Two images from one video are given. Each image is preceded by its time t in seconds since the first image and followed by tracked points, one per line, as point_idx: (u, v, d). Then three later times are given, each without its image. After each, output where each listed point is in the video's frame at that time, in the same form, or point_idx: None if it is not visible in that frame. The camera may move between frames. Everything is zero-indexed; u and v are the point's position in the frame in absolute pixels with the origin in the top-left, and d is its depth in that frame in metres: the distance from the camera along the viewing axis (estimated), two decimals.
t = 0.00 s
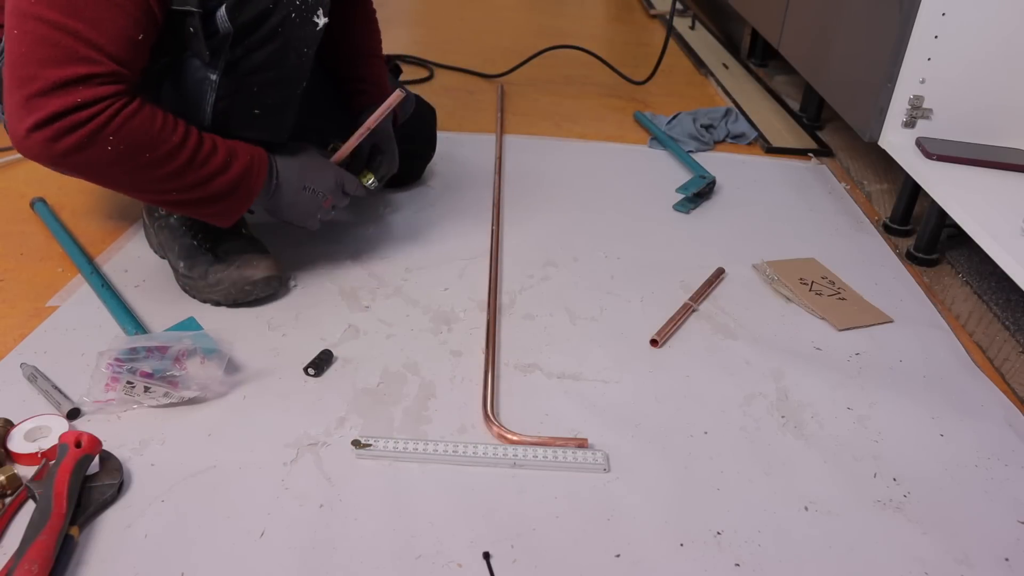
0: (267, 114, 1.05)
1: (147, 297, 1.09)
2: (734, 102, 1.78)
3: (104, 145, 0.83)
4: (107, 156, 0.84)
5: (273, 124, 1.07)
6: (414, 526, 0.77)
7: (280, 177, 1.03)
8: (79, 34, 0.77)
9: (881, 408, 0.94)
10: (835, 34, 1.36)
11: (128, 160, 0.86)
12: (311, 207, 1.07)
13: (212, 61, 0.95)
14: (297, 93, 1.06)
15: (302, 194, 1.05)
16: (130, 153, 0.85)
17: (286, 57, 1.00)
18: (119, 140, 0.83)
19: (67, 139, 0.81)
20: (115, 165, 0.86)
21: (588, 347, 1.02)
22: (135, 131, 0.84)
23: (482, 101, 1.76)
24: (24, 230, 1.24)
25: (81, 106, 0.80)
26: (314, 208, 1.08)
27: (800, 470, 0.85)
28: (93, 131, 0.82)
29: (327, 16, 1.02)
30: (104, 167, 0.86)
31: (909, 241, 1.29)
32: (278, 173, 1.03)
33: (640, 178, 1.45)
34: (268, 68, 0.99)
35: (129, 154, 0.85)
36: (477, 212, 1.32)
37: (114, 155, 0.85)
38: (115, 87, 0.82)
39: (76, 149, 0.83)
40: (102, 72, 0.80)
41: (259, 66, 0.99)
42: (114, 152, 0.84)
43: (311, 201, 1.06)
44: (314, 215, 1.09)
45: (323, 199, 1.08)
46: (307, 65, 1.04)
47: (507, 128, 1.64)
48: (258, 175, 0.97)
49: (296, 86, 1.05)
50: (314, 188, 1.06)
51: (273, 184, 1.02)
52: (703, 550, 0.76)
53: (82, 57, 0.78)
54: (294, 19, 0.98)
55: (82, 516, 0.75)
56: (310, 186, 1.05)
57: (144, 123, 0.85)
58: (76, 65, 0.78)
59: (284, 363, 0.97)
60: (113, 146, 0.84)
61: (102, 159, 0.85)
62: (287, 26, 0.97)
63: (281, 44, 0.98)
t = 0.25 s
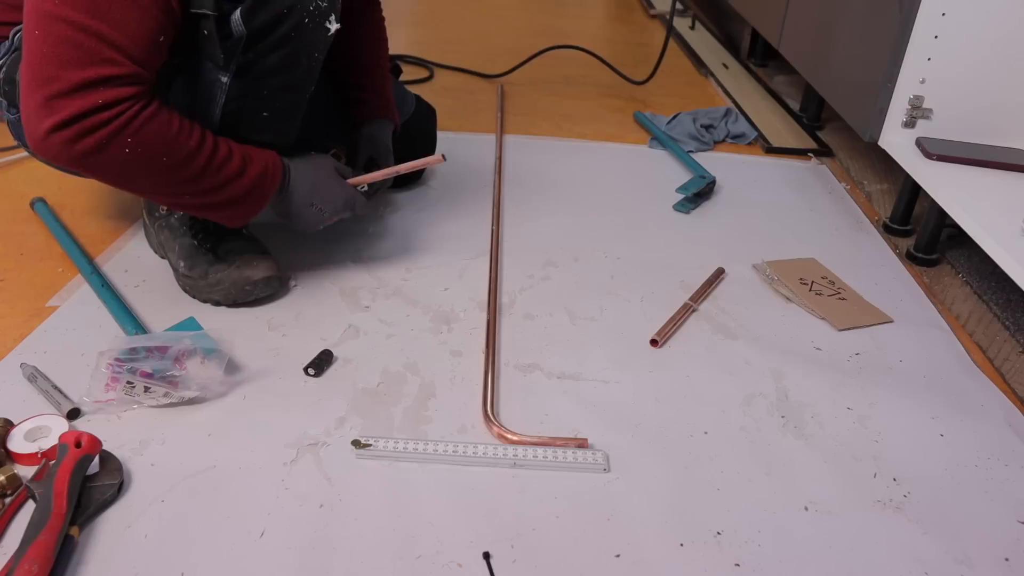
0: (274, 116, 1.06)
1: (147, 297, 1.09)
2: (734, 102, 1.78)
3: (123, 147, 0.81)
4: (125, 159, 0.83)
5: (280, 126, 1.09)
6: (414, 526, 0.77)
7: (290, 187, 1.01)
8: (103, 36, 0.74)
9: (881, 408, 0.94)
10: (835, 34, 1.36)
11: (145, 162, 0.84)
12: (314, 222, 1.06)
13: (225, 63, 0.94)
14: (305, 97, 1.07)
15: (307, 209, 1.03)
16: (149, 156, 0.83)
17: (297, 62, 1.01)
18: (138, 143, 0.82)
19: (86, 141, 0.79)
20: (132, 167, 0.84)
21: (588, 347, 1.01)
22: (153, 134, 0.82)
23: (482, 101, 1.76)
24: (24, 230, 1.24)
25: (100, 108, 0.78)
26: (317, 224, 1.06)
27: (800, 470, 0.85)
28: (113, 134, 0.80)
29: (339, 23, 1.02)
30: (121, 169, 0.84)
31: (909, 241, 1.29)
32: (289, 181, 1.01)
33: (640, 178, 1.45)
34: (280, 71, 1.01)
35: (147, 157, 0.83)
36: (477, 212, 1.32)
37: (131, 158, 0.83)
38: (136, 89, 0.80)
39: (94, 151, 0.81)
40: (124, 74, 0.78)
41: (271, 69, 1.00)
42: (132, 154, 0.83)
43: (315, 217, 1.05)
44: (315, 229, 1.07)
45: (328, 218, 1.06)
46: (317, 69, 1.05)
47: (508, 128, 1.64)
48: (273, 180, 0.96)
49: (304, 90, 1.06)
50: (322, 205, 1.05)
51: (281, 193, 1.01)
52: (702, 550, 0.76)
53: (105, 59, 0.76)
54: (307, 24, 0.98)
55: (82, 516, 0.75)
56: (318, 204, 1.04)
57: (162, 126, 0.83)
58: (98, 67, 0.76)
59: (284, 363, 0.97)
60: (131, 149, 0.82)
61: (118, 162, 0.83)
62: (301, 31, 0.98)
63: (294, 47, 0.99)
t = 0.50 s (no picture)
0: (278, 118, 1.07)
1: (147, 297, 1.09)
2: (735, 102, 1.78)
3: (105, 140, 0.78)
4: (109, 153, 0.79)
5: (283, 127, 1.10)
6: (414, 526, 0.77)
7: (310, 206, 0.94)
8: (89, 29, 0.73)
9: (881, 408, 0.94)
10: (835, 35, 1.36)
11: (130, 158, 0.80)
12: (342, 244, 0.99)
13: (232, 64, 0.94)
14: (308, 98, 1.09)
15: (332, 231, 0.96)
16: (134, 151, 0.80)
17: (303, 64, 1.03)
18: (122, 136, 0.79)
19: (69, 135, 0.77)
20: (120, 163, 0.81)
21: (588, 347, 1.01)
22: (137, 127, 0.79)
23: (482, 101, 1.76)
24: (24, 230, 1.24)
25: (84, 100, 0.76)
26: (344, 245, 1.00)
27: (800, 470, 0.85)
28: (95, 126, 0.77)
29: (345, 26, 1.04)
30: (108, 166, 0.81)
31: (909, 241, 1.29)
32: (310, 201, 0.94)
33: (640, 178, 1.45)
34: (286, 74, 1.02)
35: (132, 152, 0.80)
36: (477, 212, 1.32)
37: (116, 151, 0.79)
38: (123, 83, 0.78)
39: (78, 145, 0.78)
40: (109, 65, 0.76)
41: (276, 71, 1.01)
42: (117, 149, 0.79)
43: (341, 238, 0.98)
44: (345, 251, 1.01)
45: (356, 239, 1.00)
46: (322, 72, 1.07)
47: (508, 128, 1.64)
48: (280, 187, 0.90)
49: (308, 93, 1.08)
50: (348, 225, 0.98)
51: (299, 214, 0.93)
52: (702, 550, 0.76)
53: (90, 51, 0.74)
54: (314, 27, 1.00)
55: (82, 516, 0.75)
56: (343, 224, 0.97)
57: (151, 122, 0.80)
58: (82, 59, 0.74)
59: (284, 363, 0.97)
60: (114, 142, 0.79)
61: (104, 157, 0.80)
62: (307, 34, 0.99)
63: (300, 50, 1.01)
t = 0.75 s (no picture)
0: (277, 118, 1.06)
1: (147, 297, 1.09)
2: (735, 102, 1.78)
3: (97, 122, 0.74)
4: (102, 135, 0.75)
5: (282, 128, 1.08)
6: (414, 525, 0.77)
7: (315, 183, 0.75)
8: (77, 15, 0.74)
9: (881, 408, 0.94)
10: (835, 35, 1.36)
11: (119, 138, 0.74)
12: (358, 224, 0.75)
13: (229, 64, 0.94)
14: (307, 98, 1.09)
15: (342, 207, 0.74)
16: (120, 129, 0.73)
17: (301, 64, 1.03)
18: (111, 112, 0.73)
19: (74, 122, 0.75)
20: (112, 146, 0.75)
21: (588, 347, 1.02)
22: (119, 101, 0.72)
23: (482, 101, 1.76)
24: (24, 229, 1.24)
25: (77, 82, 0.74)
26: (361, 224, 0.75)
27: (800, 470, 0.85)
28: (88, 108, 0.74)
29: (341, 25, 1.05)
30: (107, 150, 0.75)
31: (910, 241, 1.29)
32: (315, 170, 0.74)
33: (641, 178, 1.45)
34: (283, 74, 1.02)
35: (119, 130, 0.74)
36: (477, 212, 1.32)
37: (107, 133, 0.74)
38: (113, 60, 0.74)
39: (80, 133, 0.76)
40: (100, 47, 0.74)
41: (274, 71, 1.01)
42: (111, 128, 0.74)
43: (352, 215, 0.75)
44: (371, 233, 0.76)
45: (368, 215, 0.73)
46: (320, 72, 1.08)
47: (508, 128, 1.64)
48: (282, 150, 0.74)
49: (306, 92, 1.08)
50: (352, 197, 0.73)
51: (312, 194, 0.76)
52: (702, 550, 0.76)
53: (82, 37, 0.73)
54: (310, 26, 1.01)
55: (82, 516, 0.75)
56: (346, 196, 0.73)
57: (139, 92, 0.73)
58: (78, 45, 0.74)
59: (284, 363, 0.97)
60: (103, 121, 0.74)
61: (101, 142, 0.75)
62: (304, 33, 1.00)
63: (297, 49, 1.01)
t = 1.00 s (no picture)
0: (275, 116, 1.08)
1: (147, 297, 1.09)
2: (734, 102, 1.78)
3: (107, 140, 0.76)
4: (111, 153, 0.76)
5: (278, 128, 1.10)
6: (414, 525, 0.77)
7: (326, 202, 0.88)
8: (81, 27, 0.72)
9: (881, 408, 0.94)
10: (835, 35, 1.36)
11: (130, 157, 0.77)
12: (365, 240, 0.90)
13: (224, 66, 0.93)
14: (303, 97, 1.09)
15: (350, 223, 0.89)
16: (134, 149, 0.76)
17: (296, 63, 1.03)
18: (126, 134, 0.75)
19: (74, 136, 0.75)
20: (121, 164, 0.77)
21: (588, 347, 1.02)
22: (139, 125, 0.75)
23: (482, 101, 1.76)
24: (24, 229, 1.24)
25: (86, 98, 0.74)
26: (370, 241, 0.90)
27: (800, 470, 0.85)
28: (97, 125, 0.75)
29: (336, 24, 1.04)
30: (115, 168, 0.78)
31: (910, 241, 1.29)
32: (326, 192, 0.88)
33: (641, 178, 1.45)
34: (279, 73, 1.02)
35: (133, 150, 0.76)
36: (477, 212, 1.32)
37: (118, 151, 0.76)
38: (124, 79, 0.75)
39: (81, 147, 0.76)
40: (108, 63, 0.74)
41: (269, 71, 1.01)
42: (124, 149, 0.76)
43: (364, 229, 0.90)
44: (372, 251, 0.91)
45: (382, 231, 0.90)
46: (316, 71, 1.07)
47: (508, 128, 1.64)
48: (290, 181, 0.84)
49: (301, 91, 1.08)
50: (371, 216, 0.90)
51: (316, 207, 0.87)
52: (702, 550, 0.76)
53: (87, 51, 0.73)
54: (306, 25, 1.00)
55: (82, 516, 0.75)
56: (366, 215, 0.90)
57: (157, 118, 0.77)
58: (82, 59, 0.73)
59: (284, 363, 0.97)
60: (116, 140, 0.76)
61: (107, 158, 0.77)
62: (299, 33, 0.99)
63: (292, 49, 1.00)
